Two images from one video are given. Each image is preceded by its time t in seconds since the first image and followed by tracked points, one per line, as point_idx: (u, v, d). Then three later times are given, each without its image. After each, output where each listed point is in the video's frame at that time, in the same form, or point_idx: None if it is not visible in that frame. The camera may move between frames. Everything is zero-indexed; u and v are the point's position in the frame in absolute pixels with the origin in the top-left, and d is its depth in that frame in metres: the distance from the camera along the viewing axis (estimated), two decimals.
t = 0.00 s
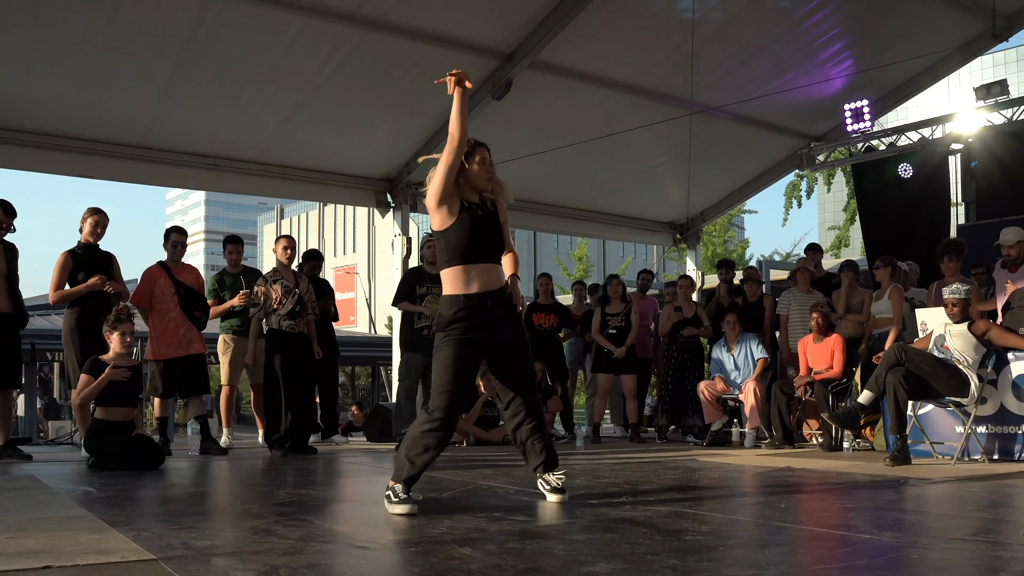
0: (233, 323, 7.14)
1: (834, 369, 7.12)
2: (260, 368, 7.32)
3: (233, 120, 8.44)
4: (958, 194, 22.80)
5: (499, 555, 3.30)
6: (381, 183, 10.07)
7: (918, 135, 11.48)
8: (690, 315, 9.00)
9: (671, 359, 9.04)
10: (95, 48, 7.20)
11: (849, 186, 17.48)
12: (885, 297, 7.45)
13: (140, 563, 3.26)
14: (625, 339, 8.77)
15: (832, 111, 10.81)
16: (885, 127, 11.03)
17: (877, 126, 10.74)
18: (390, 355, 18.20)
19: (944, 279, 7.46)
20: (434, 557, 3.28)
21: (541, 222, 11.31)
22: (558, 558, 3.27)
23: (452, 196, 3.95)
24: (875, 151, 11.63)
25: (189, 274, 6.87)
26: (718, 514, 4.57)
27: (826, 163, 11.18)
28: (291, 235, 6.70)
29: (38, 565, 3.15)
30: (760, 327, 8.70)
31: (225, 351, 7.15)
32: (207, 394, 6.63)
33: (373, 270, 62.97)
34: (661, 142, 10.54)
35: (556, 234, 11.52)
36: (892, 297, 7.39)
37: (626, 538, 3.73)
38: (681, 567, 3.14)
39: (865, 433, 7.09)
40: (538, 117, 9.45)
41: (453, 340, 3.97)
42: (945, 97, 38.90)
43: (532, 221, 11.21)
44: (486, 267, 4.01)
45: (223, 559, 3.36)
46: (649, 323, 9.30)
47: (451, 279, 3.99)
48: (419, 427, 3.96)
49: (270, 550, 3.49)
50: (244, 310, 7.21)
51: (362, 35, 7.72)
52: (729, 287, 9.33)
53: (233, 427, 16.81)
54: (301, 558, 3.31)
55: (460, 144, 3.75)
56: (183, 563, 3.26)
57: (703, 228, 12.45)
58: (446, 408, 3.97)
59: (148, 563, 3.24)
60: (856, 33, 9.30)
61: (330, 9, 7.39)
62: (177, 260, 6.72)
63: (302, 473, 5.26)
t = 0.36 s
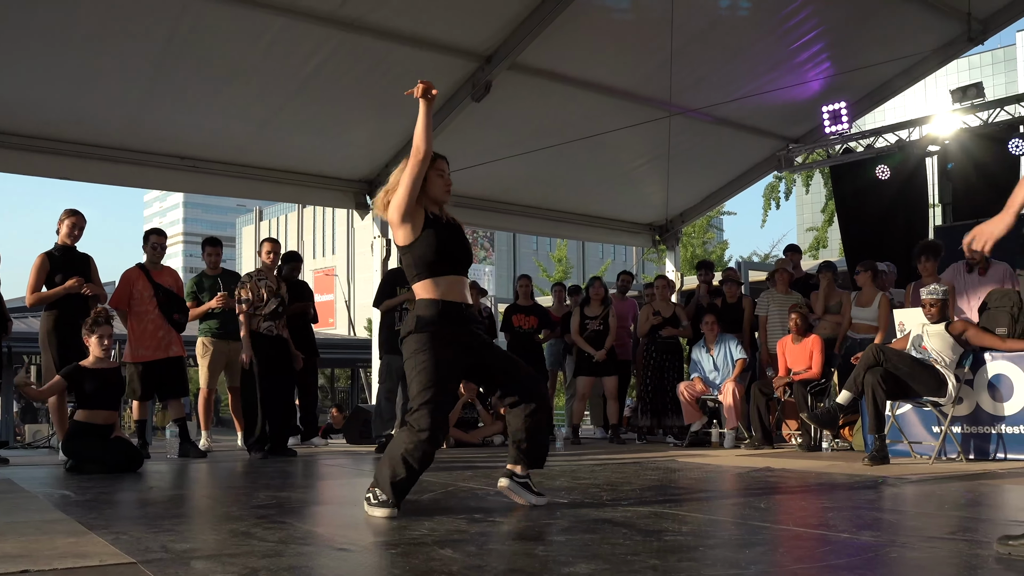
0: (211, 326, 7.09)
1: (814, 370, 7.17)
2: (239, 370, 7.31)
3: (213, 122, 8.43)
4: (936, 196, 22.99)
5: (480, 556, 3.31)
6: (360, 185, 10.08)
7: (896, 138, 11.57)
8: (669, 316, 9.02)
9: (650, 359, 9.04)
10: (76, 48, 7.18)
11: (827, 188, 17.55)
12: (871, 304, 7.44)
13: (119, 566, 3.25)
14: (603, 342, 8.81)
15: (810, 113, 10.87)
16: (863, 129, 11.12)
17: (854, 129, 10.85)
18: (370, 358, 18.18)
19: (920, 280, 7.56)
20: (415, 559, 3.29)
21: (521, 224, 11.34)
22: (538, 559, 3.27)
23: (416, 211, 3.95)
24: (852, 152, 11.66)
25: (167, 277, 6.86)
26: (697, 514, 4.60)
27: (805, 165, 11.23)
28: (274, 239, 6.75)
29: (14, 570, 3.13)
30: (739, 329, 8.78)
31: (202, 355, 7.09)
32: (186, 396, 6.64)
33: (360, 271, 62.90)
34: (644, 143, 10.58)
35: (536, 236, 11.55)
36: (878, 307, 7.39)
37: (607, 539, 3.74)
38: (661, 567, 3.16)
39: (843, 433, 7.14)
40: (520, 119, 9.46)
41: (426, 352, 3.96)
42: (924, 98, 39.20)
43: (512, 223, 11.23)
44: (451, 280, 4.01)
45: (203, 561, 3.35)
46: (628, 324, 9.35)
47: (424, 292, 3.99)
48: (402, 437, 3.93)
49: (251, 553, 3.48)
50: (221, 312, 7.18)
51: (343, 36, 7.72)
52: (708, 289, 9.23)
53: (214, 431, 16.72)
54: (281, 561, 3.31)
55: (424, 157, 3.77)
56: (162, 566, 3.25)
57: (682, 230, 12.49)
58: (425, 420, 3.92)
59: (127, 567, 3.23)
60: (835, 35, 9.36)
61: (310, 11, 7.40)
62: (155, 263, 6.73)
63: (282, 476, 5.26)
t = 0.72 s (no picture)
0: (192, 331, 7.08)
1: (794, 369, 7.21)
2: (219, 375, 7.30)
3: (194, 125, 8.41)
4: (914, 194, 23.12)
5: (464, 559, 3.31)
6: (340, 190, 10.06)
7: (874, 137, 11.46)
8: (651, 318, 9.03)
9: (632, 361, 9.06)
10: (56, 52, 7.16)
11: (806, 187, 17.63)
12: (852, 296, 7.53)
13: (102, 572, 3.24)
14: (581, 343, 8.86)
15: (790, 113, 10.93)
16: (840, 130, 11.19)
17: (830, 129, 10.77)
18: (350, 362, 18.17)
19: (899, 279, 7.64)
20: (399, 561, 3.28)
21: (501, 227, 11.38)
22: (521, 560, 3.28)
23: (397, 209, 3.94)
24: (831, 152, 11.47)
25: (146, 283, 6.83)
26: (680, 514, 4.62)
27: (783, 166, 11.28)
28: (253, 243, 6.73)
29: None
30: (721, 329, 8.86)
31: (182, 360, 7.07)
32: (166, 402, 6.64)
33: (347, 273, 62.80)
34: (626, 144, 10.61)
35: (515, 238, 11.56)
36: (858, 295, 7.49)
37: (591, 540, 3.75)
38: (644, 567, 3.17)
39: (825, 432, 7.20)
40: (501, 120, 9.47)
41: (413, 357, 3.98)
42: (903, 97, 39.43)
43: (493, 225, 11.25)
44: (427, 281, 4.01)
45: (186, 567, 3.35)
46: (609, 327, 9.36)
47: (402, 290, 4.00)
48: (386, 441, 3.93)
49: (234, 558, 3.48)
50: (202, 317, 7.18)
51: (323, 39, 7.72)
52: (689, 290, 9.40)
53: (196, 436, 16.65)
54: (264, 565, 3.31)
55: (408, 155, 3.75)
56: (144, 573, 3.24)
57: (662, 231, 12.53)
58: (411, 424, 3.92)
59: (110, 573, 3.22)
60: (814, 35, 9.41)
61: (289, 15, 7.40)
62: (134, 269, 6.73)
63: (264, 481, 5.26)
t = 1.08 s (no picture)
0: (185, 335, 7.08)
1: (788, 371, 7.22)
2: (213, 379, 7.29)
3: (188, 128, 8.42)
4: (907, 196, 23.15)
5: (458, 561, 3.31)
6: (333, 192, 10.06)
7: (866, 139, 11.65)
8: (646, 321, 9.00)
9: (626, 364, 9.07)
10: (51, 55, 7.16)
11: (799, 189, 17.65)
12: (845, 301, 7.55)
13: None
14: (574, 346, 8.88)
15: (784, 115, 10.95)
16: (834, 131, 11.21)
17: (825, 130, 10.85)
18: (344, 364, 18.17)
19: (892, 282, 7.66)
20: (393, 564, 3.29)
21: (495, 229, 11.40)
22: (516, 562, 3.28)
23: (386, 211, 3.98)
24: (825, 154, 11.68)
25: (139, 287, 6.83)
26: (673, 516, 4.63)
27: (778, 168, 11.30)
28: (243, 244, 6.79)
29: None
30: (715, 331, 8.89)
31: (176, 363, 7.09)
32: (160, 406, 6.62)
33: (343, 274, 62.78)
34: (621, 146, 10.63)
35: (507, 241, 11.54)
36: (852, 300, 7.50)
37: (584, 542, 3.76)
38: (638, 569, 3.18)
39: (819, 434, 7.23)
40: (496, 122, 9.48)
41: (411, 356, 3.99)
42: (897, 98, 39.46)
43: (487, 227, 11.27)
44: (421, 279, 4.00)
45: (180, 571, 3.35)
46: (603, 329, 9.32)
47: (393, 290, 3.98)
48: (381, 442, 3.94)
49: (228, 561, 3.49)
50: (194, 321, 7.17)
51: (317, 42, 7.73)
52: (682, 292, 9.33)
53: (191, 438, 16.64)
54: (259, 568, 3.32)
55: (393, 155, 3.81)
56: None
57: (656, 233, 12.53)
58: (407, 423, 3.93)
59: None
60: (807, 38, 9.43)
61: (283, 17, 7.40)
62: (127, 272, 6.73)
63: (258, 484, 5.26)
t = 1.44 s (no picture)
0: (189, 331, 7.08)
1: (793, 372, 7.20)
2: (217, 376, 7.28)
3: (193, 125, 8.42)
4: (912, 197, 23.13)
5: (461, 559, 3.30)
6: (337, 190, 10.05)
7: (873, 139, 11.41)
8: (650, 320, 9.05)
9: (631, 362, 9.03)
10: (55, 52, 7.18)
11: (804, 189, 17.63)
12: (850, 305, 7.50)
13: (102, 573, 3.24)
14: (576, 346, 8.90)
15: (788, 115, 10.94)
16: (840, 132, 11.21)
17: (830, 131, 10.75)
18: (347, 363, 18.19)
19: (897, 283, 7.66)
20: (396, 562, 3.28)
21: (499, 228, 11.39)
22: (518, 562, 3.27)
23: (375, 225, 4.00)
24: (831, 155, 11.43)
25: (144, 284, 6.86)
26: (677, 517, 4.62)
27: (783, 168, 11.30)
28: (251, 243, 6.75)
29: None
30: (719, 331, 8.84)
31: (179, 361, 7.09)
32: (165, 402, 6.65)
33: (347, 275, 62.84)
34: (624, 145, 10.62)
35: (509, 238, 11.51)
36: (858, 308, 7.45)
37: (587, 542, 3.75)
38: (641, 569, 3.16)
39: (823, 434, 7.21)
40: (500, 121, 9.47)
41: (412, 352, 3.98)
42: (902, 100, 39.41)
43: (491, 226, 11.25)
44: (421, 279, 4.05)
45: (184, 567, 3.35)
46: (607, 328, 9.28)
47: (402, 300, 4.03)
48: (381, 439, 3.94)
49: (231, 558, 3.48)
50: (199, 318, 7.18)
51: (321, 41, 7.75)
52: (686, 291, 9.34)
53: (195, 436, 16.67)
54: (262, 565, 3.31)
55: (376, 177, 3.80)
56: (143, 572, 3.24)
57: (661, 233, 12.51)
58: (406, 421, 3.93)
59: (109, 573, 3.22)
60: (812, 37, 9.42)
61: (287, 15, 7.40)
62: (132, 269, 6.74)
63: (261, 481, 5.26)
